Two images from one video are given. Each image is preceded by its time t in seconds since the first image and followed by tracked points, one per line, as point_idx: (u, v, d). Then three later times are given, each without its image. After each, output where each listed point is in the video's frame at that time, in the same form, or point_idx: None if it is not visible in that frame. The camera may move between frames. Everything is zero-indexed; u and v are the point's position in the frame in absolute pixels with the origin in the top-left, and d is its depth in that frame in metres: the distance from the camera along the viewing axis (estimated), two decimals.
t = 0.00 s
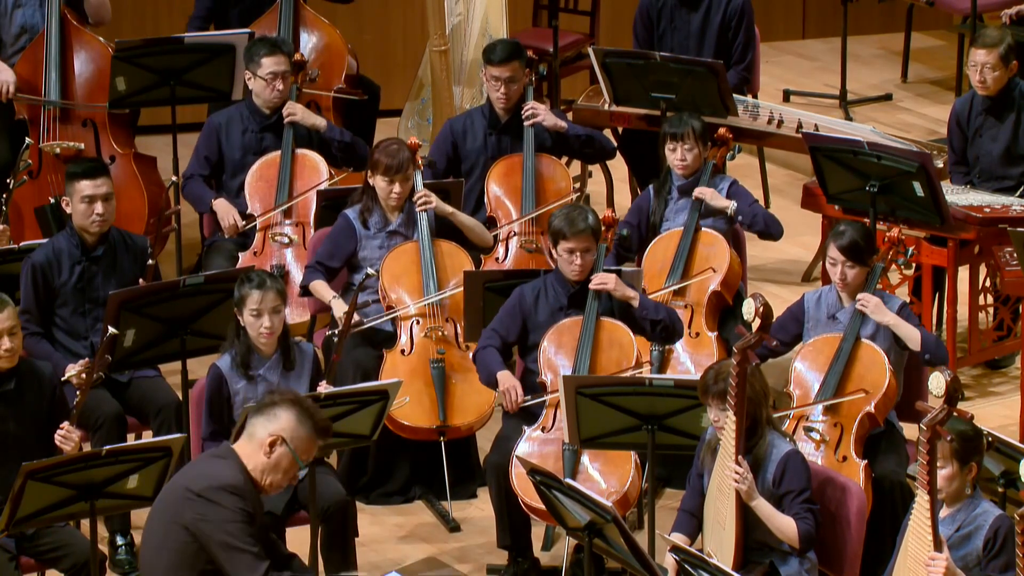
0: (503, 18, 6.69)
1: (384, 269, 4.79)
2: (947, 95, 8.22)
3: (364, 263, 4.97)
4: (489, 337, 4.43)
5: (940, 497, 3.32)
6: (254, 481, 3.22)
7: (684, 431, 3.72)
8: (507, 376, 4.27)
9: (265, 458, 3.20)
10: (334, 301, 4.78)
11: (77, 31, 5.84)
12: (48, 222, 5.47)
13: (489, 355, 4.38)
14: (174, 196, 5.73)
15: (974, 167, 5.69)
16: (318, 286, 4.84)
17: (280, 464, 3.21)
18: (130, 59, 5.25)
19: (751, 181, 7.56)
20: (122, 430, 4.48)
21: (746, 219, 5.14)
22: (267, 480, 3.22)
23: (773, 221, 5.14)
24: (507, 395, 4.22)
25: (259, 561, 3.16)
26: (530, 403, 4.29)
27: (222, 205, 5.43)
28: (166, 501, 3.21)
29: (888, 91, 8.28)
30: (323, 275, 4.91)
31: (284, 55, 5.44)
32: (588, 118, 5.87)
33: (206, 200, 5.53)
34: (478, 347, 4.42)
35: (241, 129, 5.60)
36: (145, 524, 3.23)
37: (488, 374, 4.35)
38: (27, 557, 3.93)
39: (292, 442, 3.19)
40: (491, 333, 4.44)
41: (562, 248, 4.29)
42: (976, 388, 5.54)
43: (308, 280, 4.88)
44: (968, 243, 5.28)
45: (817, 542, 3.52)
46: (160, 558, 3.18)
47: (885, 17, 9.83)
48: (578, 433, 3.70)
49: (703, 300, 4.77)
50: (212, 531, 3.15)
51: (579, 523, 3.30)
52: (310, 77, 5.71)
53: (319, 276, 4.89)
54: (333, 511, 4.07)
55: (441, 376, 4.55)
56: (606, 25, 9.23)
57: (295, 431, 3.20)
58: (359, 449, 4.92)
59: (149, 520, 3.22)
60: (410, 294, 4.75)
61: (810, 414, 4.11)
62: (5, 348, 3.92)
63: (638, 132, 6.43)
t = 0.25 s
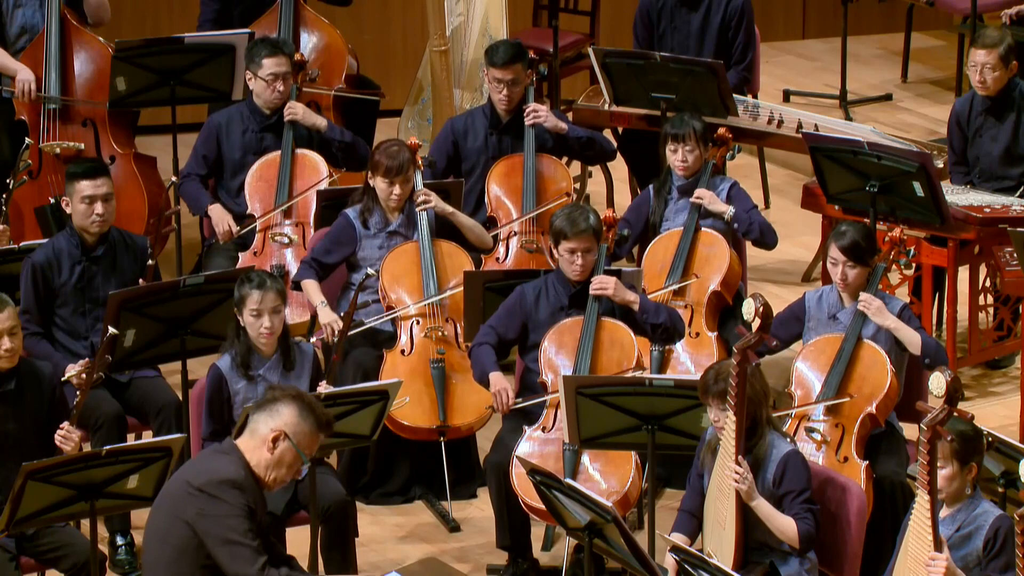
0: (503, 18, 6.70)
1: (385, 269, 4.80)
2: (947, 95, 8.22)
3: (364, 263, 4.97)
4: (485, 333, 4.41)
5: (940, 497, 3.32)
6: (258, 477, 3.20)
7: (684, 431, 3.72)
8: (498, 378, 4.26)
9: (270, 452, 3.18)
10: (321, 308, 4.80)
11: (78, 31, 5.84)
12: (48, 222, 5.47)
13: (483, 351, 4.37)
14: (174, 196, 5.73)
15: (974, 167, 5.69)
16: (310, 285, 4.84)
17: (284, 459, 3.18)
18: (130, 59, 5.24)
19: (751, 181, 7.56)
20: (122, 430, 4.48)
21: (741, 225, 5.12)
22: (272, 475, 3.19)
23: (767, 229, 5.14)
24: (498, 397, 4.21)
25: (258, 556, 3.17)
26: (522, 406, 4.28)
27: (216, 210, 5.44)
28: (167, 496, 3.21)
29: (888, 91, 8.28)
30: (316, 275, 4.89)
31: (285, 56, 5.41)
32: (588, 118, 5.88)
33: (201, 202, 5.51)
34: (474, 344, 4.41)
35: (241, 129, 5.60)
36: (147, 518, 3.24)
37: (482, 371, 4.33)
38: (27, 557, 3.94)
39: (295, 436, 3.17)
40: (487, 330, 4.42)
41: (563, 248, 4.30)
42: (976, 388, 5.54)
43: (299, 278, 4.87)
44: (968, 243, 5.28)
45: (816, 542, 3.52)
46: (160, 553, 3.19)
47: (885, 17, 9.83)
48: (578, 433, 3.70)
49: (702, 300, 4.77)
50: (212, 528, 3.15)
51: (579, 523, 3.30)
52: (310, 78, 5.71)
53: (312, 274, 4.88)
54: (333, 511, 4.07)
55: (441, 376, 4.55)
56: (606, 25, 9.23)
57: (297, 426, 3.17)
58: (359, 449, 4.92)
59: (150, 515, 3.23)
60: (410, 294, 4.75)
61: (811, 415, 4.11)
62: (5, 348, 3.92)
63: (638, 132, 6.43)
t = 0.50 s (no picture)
0: (503, 18, 6.70)
1: (385, 269, 4.80)
2: (947, 95, 8.22)
3: (364, 263, 4.97)
4: (485, 333, 4.41)
5: (940, 497, 3.32)
6: (247, 450, 3.23)
7: (684, 431, 3.72)
8: (496, 377, 4.26)
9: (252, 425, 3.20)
10: (330, 309, 4.76)
11: (78, 31, 5.84)
12: (48, 222, 5.46)
13: (483, 351, 4.37)
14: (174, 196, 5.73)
15: (974, 167, 5.69)
16: (318, 289, 4.84)
17: (268, 427, 3.21)
18: (130, 59, 5.24)
19: (751, 181, 7.56)
20: (122, 430, 4.48)
21: (740, 221, 5.09)
22: (262, 444, 3.23)
23: (767, 223, 5.11)
24: (497, 396, 4.21)
25: (265, 500, 3.17)
26: (519, 405, 4.27)
27: (223, 204, 5.42)
28: (162, 489, 3.21)
29: (888, 91, 8.28)
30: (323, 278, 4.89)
31: (285, 54, 5.42)
32: (588, 118, 5.88)
33: (205, 201, 5.51)
34: (474, 343, 4.41)
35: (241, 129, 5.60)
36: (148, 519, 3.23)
37: (481, 372, 4.33)
38: (28, 558, 3.93)
39: (272, 403, 3.19)
40: (488, 330, 4.42)
41: (563, 248, 4.30)
42: (976, 388, 5.54)
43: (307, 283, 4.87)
44: (968, 243, 5.28)
45: (817, 542, 3.52)
46: (172, 548, 3.18)
47: (884, 17, 9.84)
48: (577, 433, 3.70)
49: (702, 300, 4.78)
50: (214, 499, 3.14)
51: (579, 523, 3.30)
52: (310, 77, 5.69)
53: (319, 279, 4.87)
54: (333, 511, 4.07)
55: (441, 376, 4.55)
56: (606, 25, 9.23)
57: (271, 392, 3.18)
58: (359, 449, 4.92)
59: (151, 514, 3.22)
60: (410, 294, 4.75)
61: (812, 415, 4.11)
62: (5, 348, 3.92)
63: (638, 132, 6.43)
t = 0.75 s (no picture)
0: (502, 17, 6.70)
1: (386, 269, 4.80)
2: (947, 95, 8.22)
3: (366, 263, 4.97)
4: (488, 334, 4.42)
5: (940, 497, 3.32)
6: (245, 443, 3.23)
7: (684, 431, 3.72)
8: (500, 377, 4.25)
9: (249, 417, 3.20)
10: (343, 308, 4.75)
11: (78, 31, 5.84)
12: (48, 222, 5.46)
13: (484, 352, 4.37)
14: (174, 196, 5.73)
15: (974, 166, 5.69)
16: (326, 290, 4.81)
17: (265, 419, 3.21)
18: (130, 59, 5.24)
19: (751, 181, 7.56)
20: (122, 430, 4.48)
21: (740, 223, 5.08)
22: (261, 436, 3.22)
23: (768, 222, 5.09)
24: (500, 396, 4.21)
25: (268, 505, 3.16)
26: (524, 405, 4.27)
27: (228, 203, 5.38)
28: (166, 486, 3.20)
29: (888, 91, 8.28)
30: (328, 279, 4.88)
31: (286, 56, 5.42)
32: (588, 118, 5.88)
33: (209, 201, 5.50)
34: (476, 344, 4.41)
35: (242, 129, 5.60)
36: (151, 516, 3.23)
37: (484, 372, 4.33)
38: (28, 558, 3.93)
39: (266, 395, 3.18)
40: (490, 331, 4.42)
41: (562, 249, 4.30)
42: (976, 388, 5.54)
43: (314, 284, 4.85)
44: (968, 243, 5.28)
45: (817, 542, 3.52)
46: (177, 546, 3.18)
47: (884, 17, 9.84)
48: (578, 433, 3.70)
49: (702, 300, 4.77)
50: (218, 497, 3.14)
51: (579, 523, 3.30)
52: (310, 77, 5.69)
53: (324, 280, 4.86)
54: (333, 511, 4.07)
55: (441, 376, 4.55)
56: (606, 25, 9.23)
57: (265, 384, 3.18)
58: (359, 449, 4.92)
59: (155, 511, 3.22)
60: (410, 294, 4.75)
61: (813, 416, 4.11)
62: (5, 348, 3.92)
63: (638, 132, 6.43)
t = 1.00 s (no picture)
0: (502, 17, 6.70)
1: (386, 269, 4.80)
2: (947, 95, 8.22)
3: (366, 264, 4.97)
4: (491, 334, 4.41)
5: (940, 497, 3.32)
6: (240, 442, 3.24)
7: (684, 431, 3.72)
8: (507, 377, 4.27)
9: (245, 415, 3.22)
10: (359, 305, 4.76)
11: (78, 31, 5.84)
12: (48, 222, 5.46)
13: (490, 352, 4.37)
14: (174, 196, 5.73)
15: (974, 166, 5.69)
16: (337, 288, 4.81)
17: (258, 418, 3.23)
18: (130, 59, 5.24)
19: (751, 181, 7.56)
20: (122, 430, 4.48)
21: (737, 230, 5.10)
22: (254, 436, 3.25)
23: (763, 237, 5.11)
24: (509, 394, 4.23)
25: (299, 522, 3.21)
26: (530, 404, 4.29)
27: (234, 203, 5.35)
28: (186, 493, 3.14)
29: (888, 91, 8.28)
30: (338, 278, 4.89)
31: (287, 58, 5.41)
32: (588, 118, 5.88)
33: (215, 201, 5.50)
34: (479, 344, 4.41)
35: (242, 129, 5.60)
36: (161, 521, 3.16)
37: (489, 372, 4.34)
38: (28, 558, 3.93)
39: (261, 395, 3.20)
40: (493, 332, 4.42)
41: (563, 249, 4.29)
42: (976, 388, 5.54)
43: (323, 284, 4.86)
44: (968, 243, 5.28)
45: (817, 543, 3.52)
46: (190, 550, 3.14)
47: (885, 17, 9.84)
48: (578, 433, 3.70)
49: (702, 300, 4.78)
50: (253, 505, 3.15)
51: (579, 523, 3.30)
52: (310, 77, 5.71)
53: (334, 279, 4.87)
54: (333, 511, 4.07)
55: (441, 377, 4.55)
56: (606, 25, 9.23)
57: (259, 384, 3.20)
58: (359, 448, 4.92)
59: (168, 517, 3.15)
60: (410, 295, 4.75)
61: (814, 416, 4.10)
62: (5, 348, 3.92)
63: (638, 132, 6.43)
